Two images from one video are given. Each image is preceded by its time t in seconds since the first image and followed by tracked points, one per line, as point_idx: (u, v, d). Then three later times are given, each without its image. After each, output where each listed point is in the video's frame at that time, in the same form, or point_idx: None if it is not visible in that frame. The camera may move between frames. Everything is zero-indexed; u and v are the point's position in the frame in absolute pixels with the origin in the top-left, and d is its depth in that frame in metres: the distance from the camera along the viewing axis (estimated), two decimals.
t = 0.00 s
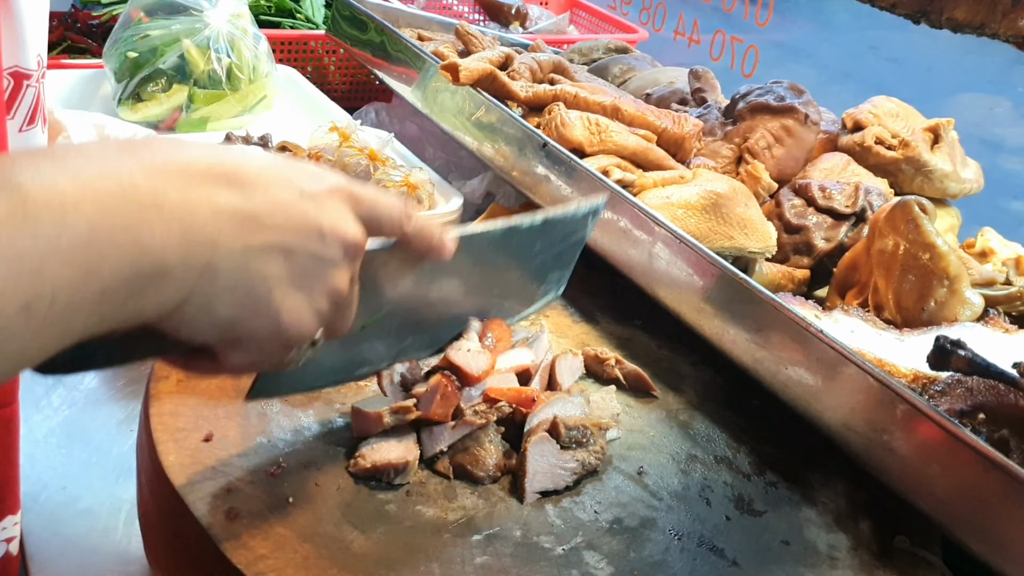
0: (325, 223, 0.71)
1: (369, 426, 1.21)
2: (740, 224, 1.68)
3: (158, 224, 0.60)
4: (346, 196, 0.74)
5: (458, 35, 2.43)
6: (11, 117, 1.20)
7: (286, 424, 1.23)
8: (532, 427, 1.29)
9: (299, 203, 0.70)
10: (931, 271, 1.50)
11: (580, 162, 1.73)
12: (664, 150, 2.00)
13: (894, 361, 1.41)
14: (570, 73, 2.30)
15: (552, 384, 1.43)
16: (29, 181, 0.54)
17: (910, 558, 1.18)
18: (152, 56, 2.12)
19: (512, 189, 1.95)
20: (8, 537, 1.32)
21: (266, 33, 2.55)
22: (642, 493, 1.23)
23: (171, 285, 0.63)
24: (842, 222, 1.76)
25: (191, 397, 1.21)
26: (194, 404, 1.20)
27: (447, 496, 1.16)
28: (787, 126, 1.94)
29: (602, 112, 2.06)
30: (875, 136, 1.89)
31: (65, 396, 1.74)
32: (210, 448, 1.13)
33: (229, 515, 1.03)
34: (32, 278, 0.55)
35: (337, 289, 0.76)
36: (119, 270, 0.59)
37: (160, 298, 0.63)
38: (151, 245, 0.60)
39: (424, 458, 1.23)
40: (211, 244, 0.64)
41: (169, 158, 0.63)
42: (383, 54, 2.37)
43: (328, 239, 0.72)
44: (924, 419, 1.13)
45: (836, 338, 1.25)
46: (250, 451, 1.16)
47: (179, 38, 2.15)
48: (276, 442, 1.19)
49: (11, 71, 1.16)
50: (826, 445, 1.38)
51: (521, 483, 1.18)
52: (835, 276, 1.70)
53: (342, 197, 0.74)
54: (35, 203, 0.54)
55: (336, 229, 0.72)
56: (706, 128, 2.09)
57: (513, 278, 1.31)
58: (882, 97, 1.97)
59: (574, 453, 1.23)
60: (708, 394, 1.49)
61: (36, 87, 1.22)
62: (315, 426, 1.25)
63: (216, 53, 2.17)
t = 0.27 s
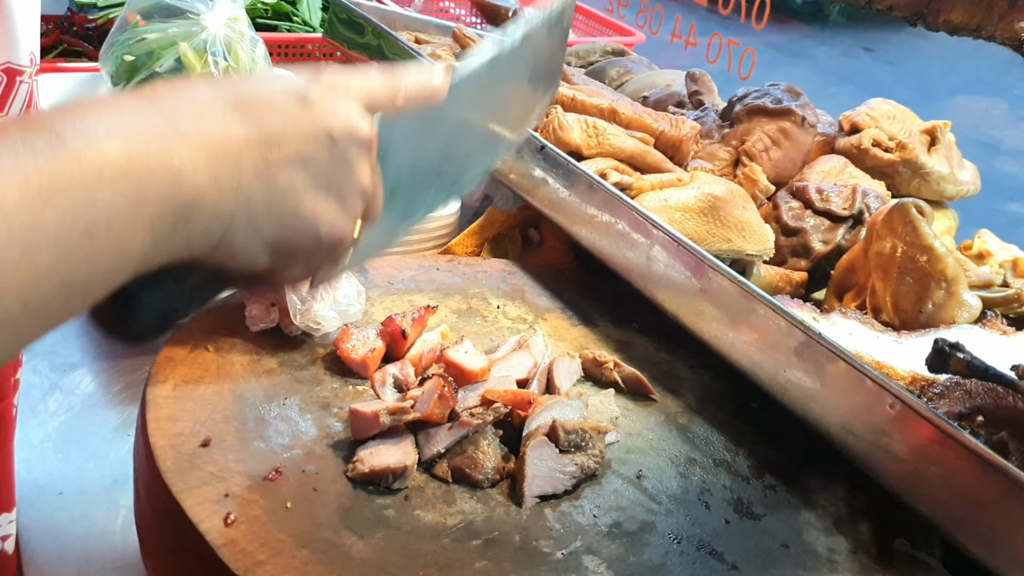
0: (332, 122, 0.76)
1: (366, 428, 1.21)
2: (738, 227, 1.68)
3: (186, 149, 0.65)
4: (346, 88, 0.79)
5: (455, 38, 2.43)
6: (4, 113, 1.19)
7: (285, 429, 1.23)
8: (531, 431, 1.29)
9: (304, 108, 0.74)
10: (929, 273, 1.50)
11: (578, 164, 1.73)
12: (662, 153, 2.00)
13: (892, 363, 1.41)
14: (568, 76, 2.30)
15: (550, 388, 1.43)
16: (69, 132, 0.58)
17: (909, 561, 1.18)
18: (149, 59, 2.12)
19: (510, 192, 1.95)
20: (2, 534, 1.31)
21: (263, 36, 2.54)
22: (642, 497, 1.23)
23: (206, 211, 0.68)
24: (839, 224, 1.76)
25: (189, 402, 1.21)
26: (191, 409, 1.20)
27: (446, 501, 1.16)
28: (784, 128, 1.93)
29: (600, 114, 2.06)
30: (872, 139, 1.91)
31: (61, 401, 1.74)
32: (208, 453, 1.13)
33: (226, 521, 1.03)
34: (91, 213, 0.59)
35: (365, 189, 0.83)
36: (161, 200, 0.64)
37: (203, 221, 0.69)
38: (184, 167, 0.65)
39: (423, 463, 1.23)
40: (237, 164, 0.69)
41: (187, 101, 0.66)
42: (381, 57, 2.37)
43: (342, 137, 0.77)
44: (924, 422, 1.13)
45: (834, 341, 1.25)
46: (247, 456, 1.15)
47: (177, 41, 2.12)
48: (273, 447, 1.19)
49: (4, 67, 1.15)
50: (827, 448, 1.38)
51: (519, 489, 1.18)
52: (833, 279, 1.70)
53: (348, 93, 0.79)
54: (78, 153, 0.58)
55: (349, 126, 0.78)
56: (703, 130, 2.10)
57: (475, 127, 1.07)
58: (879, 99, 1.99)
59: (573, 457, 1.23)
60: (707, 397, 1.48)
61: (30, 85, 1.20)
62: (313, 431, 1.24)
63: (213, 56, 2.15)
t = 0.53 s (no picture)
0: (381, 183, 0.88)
1: (363, 432, 1.20)
2: (735, 227, 1.67)
3: (184, 160, 0.63)
4: (345, 144, 0.80)
5: (452, 39, 2.43)
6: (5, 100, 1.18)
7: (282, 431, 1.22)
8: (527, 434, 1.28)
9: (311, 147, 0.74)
10: (926, 274, 1.50)
11: (575, 165, 1.73)
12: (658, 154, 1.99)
13: (890, 364, 1.40)
14: (564, 77, 2.30)
15: (547, 390, 1.43)
16: (53, 128, 0.57)
17: (908, 562, 1.18)
18: (144, 61, 2.11)
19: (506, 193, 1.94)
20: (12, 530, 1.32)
21: (259, 37, 2.54)
22: (640, 498, 1.23)
23: (207, 226, 0.65)
24: (836, 225, 1.76)
25: (185, 404, 1.20)
26: (187, 411, 1.19)
27: (443, 504, 1.16)
28: (780, 128, 1.93)
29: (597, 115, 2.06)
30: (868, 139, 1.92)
31: (56, 403, 1.72)
32: (203, 456, 1.12)
33: (223, 524, 1.02)
34: (74, 221, 0.58)
35: (361, 231, 0.80)
36: (156, 213, 0.62)
37: (200, 238, 0.66)
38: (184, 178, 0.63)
39: (420, 466, 1.22)
40: (241, 184, 0.67)
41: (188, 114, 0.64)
42: (377, 59, 2.37)
43: (346, 180, 0.76)
44: (922, 422, 1.13)
45: (832, 341, 1.25)
46: (244, 458, 1.15)
47: (172, 43, 2.13)
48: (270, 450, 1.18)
49: (4, 60, 1.16)
50: (825, 449, 1.38)
51: (517, 491, 1.18)
52: (830, 279, 1.69)
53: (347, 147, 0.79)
54: (62, 149, 0.57)
55: (352, 172, 0.77)
56: (700, 131, 2.10)
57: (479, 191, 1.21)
58: (875, 102, 2.01)
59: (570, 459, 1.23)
60: (704, 398, 1.48)
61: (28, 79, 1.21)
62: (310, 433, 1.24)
63: (208, 57, 2.15)
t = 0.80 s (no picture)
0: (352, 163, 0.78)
1: (361, 436, 1.20)
2: (732, 229, 1.67)
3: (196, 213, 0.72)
4: (332, 205, 0.92)
5: (448, 41, 2.43)
6: (3, 120, 1.10)
7: (278, 435, 1.22)
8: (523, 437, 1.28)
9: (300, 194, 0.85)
10: (923, 275, 1.50)
11: (571, 167, 1.73)
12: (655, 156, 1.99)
13: (886, 365, 1.40)
14: (561, 79, 2.30)
15: (545, 392, 1.43)
16: (90, 192, 0.66)
17: (905, 563, 1.18)
18: (140, 63, 2.11)
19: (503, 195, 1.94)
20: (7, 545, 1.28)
21: (255, 39, 2.54)
22: (638, 500, 1.22)
23: (221, 271, 0.74)
24: (833, 226, 1.76)
25: (181, 408, 1.20)
26: (183, 415, 1.19)
27: (440, 507, 1.16)
28: (777, 130, 1.94)
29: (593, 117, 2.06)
30: (864, 141, 1.91)
31: (53, 408, 1.72)
32: (201, 460, 1.12)
33: (219, 528, 1.02)
34: (108, 272, 0.66)
35: (351, 280, 0.92)
36: (176, 260, 0.70)
37: (216, 280, 0.74)
38: (197, 229, 0.72)
39: (417, 470, 1.22)
40: (246, 235, 0.77)
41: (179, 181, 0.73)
42: (373, 61, 2.36)
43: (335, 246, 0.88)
44: (918, 423, 1.13)
45: (830, 343, 1.25)
46: (240, 462, 1.15)
47: (168, 45, 2.13)
48: (266, 453, 1.18)
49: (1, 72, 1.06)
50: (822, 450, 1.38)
51: (514, 493, 1.18)
52: (826, 280, 1.69)
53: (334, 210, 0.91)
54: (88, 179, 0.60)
55: (339, 227, 0.90)
56: (697, 133, 2.10)
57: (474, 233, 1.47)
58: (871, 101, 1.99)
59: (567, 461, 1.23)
60: (702, 400, 1.48)
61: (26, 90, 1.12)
62: (307, 437, 1.24)
63: (204, 60, 2.14)
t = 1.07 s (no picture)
0: (322, 29, 0.56)
1: (358, 437, 1.20)
2: (729, 229, 1.68)
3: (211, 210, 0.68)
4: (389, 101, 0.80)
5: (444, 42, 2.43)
6: None
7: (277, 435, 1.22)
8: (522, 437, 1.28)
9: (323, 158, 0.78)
10: (920, 274, 1.50)
11: (569, 167, 1.73)
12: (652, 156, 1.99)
13: (884, 365, 1.41)
14: (557, 79, 2.30)
15: (543, 392, 1.43)
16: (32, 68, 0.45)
17: (904, 562, 1.18)
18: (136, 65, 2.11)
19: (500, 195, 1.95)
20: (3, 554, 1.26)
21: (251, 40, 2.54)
22: (637, 500, 1.22)
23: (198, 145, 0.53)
24: (830, 226, 1.76)
25: (180, 409, 1.20)
26: (182, 416, 1.19)
27: (440, 507, 1.16)
28: (773, 130, 1.94)
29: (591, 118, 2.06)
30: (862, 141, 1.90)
31: (51, 408, 1.72)
32: (199, 461, 1.12)
33: (219, 529, 1.02)
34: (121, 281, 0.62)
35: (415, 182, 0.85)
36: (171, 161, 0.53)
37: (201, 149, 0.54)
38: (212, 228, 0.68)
39: (415, 469, 1.22)
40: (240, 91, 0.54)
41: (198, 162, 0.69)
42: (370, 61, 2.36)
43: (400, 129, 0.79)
44: (917, 423, 1.13)
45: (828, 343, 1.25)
46: (239, 463, 1.15)
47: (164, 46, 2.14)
48: (265, 454, 1.18)
49: None
50: (820, 450, 1.38)
51: (513, 493, 1.18)
52: (824, 281, 1.70)
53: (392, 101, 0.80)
54: (54, 95, 0.46)
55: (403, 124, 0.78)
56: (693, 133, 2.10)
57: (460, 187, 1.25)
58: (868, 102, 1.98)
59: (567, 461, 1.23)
60: (700, 400, 1.48)
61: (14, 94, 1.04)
62: (305, 437, 1.24)
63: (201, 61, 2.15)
